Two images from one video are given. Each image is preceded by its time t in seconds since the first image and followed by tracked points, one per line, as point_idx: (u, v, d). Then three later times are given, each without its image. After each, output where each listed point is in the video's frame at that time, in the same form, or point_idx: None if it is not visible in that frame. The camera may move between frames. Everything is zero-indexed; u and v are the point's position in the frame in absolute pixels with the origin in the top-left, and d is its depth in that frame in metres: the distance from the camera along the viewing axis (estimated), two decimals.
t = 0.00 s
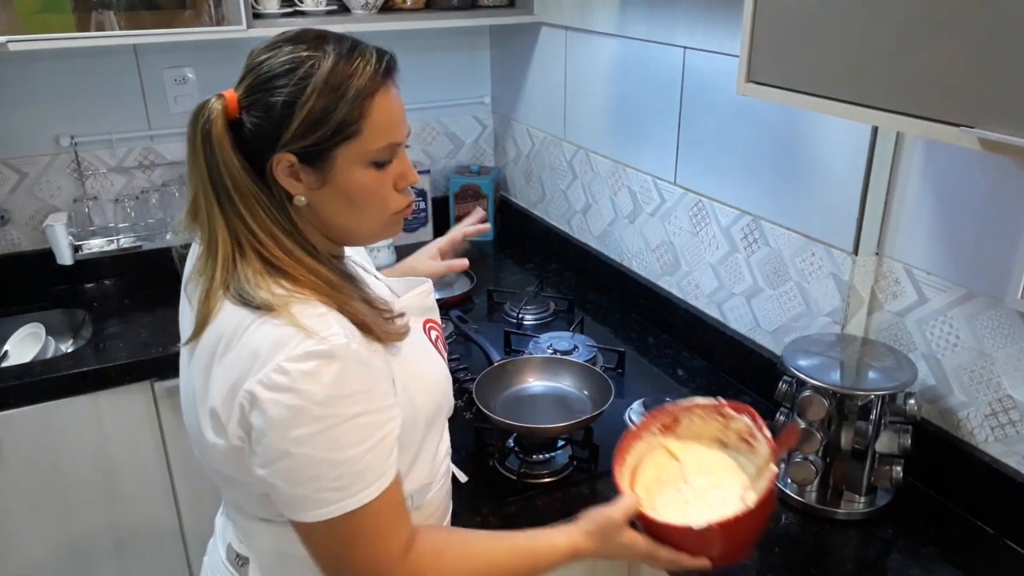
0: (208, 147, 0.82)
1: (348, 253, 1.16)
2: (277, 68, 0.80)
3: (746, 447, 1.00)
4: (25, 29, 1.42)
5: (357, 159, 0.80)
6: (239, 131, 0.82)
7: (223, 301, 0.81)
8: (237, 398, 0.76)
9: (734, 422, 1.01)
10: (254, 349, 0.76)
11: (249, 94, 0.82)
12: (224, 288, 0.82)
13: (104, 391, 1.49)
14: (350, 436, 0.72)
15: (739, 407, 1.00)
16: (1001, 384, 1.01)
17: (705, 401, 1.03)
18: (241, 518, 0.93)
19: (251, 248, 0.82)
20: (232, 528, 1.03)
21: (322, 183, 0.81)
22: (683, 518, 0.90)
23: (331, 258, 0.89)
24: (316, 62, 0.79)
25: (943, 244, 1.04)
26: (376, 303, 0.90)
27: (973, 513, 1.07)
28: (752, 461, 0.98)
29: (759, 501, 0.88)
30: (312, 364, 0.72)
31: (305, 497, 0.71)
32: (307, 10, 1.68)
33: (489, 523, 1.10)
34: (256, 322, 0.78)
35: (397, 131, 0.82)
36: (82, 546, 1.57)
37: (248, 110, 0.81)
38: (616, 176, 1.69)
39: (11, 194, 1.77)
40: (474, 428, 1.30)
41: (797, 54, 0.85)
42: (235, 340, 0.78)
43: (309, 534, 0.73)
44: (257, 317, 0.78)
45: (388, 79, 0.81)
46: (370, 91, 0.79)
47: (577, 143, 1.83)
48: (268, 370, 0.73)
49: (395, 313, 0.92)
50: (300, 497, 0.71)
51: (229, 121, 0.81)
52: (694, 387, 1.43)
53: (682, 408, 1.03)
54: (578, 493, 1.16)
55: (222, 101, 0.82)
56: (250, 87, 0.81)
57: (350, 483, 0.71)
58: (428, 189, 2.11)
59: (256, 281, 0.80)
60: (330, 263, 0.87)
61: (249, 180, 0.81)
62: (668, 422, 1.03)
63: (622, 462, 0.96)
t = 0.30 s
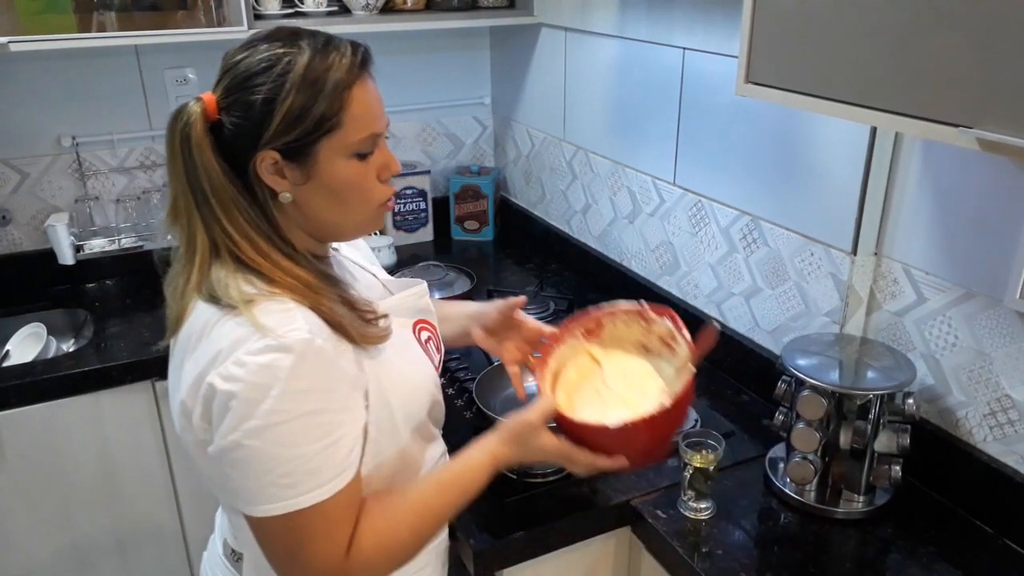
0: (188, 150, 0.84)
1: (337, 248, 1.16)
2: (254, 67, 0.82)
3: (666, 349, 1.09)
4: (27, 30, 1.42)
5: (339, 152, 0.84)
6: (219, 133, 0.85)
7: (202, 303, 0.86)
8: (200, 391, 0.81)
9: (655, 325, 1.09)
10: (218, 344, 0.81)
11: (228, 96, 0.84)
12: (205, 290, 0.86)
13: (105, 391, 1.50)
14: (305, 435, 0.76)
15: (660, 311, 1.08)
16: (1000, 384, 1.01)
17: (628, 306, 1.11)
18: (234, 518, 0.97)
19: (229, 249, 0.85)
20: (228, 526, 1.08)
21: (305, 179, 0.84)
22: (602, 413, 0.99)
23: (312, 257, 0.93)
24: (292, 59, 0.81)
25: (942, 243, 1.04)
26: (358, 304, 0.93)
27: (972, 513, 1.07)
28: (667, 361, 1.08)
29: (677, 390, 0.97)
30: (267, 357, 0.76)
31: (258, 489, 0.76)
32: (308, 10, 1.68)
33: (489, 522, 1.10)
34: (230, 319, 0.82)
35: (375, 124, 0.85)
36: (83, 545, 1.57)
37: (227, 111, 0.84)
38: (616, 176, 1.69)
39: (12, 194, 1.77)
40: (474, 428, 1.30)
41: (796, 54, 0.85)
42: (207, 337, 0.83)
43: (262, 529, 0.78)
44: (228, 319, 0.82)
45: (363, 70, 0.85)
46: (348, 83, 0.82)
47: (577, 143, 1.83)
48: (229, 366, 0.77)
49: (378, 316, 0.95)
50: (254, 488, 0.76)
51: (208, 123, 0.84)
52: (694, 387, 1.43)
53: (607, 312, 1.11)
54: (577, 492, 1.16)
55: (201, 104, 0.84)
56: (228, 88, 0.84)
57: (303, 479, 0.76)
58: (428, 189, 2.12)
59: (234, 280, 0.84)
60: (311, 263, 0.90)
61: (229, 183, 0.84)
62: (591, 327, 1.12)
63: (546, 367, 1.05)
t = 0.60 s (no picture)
0: (164, 150, 0.85)
1: (331, 248, 1.16)
2: (226, 65, 0.83)
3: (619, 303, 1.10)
4: (32, 31, 1.43)
5: (312, 148, 0.84)
6: (195, 132, 0.86)
7: (180, 304, 0.87)
8: (179, 392, 0.82)
9: (606, 280, 1.11)
10: (197, 342, 0.82)
11: (202, 95, 0.85)
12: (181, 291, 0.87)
13: (106, 391, 1.50)
14: (281, 431, 0.77)
15: (609, 264, 1.10)
16: (999, 383, 1.02)
17: (579, 266, 1.12)
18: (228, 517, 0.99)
19: (203, 248, 0.86)
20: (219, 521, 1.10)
21: (281, 175, 0.85)
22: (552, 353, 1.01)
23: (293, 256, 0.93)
24: (263, 55, 0.82)
25: (941, 243, 1.05)
26: (338, 304, 0.94)
27: (972, 512, 1.07)
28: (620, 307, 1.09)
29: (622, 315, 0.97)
30: (241, 357, 0.77)
31: (243, 489, 0.76)
32: (308, 11, 1.68)
33: (488, 521, 1.11)
34: (202, 320, 0.83)
35: (350, 119, 0.86)
36: (83, 545, 1.57)
37: (202, 111, 0.85)
38: (616, 176, 1.70)
39: (13, 194, 1.78)
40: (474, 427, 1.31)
41: (795, 55, 0.86)
42: (184, 338, 0.84)
43: (251, 527, 0.78)
44: (202, 319, 0.83)
45: (335, 65, 0.85)
46: (319, 78, 0.83)
47: (577, 143, 1.83)
48: (206, 365, 0.78)
49: (360, 316, 0.96)
50: (238, 488, 0.76)
51: (185, 123, 0.85)
52: (693, 387, 1.44)
53: (560, 273, 1.13)
54: (577, 492, 1.16)
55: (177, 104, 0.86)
56: (202, 87, 0.85)
57: (287, 477, 0.76)
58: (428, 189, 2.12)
59: (211, 279, 0.85)
60: (289, 261, 0.91)
61: (203, 182, 0.85)
62: (549, 291, 1.13)
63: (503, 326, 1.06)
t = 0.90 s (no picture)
0: (155, 154, 0.85)
1: (326, 246, 1.16)
2: (219, 69, 0.83)
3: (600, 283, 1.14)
4: (32, 31, 1.43)
5: (307, 151, 0.84)
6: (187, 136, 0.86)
7: (173, 299, 0.87)
8: (173, 386, 0.82)
9: (585, 263, 1.15)
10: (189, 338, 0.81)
11: (194, 99, 0.85)
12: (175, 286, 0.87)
13: (106, 391, 1.50)
14: (274, 419, 0.77)
15: (586, 247, 1.15)
16: (999, 384, 1.02)
17: (558, 255, 1.18)
18: (225, 516, 0.99)
19: (197, 249, 0.86)
20: (217, 521, 1.10)
21: (275, 179, 0.85)
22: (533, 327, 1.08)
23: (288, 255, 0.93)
24: (256, 59, 0.82)
25: (941, 241, 1.05)
26: (334, 301, 0.94)
27: (972, 512, 1.07)
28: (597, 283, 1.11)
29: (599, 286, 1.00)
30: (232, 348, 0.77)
31: (239, 480, 0.76)
32: (308, 11, 1.68)
33: (488, 521, 1.11)
34: (195, 315, 0.83)
35: (343, 121, 0.86)
36: (83, 545, 1.57)
37: (194, 115, 0.85)
38: (616, 176, 1.70)
39: (13, 194, 1.78)
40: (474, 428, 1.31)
41: (795, 55, 0.86)
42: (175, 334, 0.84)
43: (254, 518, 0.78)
44: (192, 314, 0.83)
45: (327, 68, 0.85)
46: (313, 82, 0.83)
47: (577, 143, 1.83)
48: (197, 358, 0.79)
49: (356, 313, 0.96)
50: (235, 479, 0.76)
51: (176, 126, 0.85)
52: (693, 387, 1.44)
53: (542, 266, 1.20)
54: (577, 492, 1.16)
55: (169, 107, 0.85)
56: (194, 91, 0.85)
57: (279, 465, 0.76)
58: (428, 189, 2.12)
59: (204, 276, 0.85)
60: (285, 261, 0.91)
61: (195, 185, 0.85)
62: (534, 284, 1.21)
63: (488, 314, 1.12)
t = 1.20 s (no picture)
0: (151, 156, 0.85)
1: (323, 246, 1.17)
2: (219, 74, 0.83)
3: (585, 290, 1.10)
4: (33, 32, 1.43)
5: (306, 157, 0.84)
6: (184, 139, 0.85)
7: (162, 301, 0.87)
8: (177, 386, 0.83)
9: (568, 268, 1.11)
10: (181, 337, 0.82)
11: (192, 103, 0.85)
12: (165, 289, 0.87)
13: (107, 391, 1.50)
14: (289, 376, 0.77)
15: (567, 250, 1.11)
16: (998, 383, 1.02)
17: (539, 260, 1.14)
18: (226, 515, 0.99)
19: (189, 251, 0.86)
20: (218, 521, 1.10)
21: (272, 184, 0.85)
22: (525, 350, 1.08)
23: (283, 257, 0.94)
24: (256, 64, 0.82)
25: (941, 239, 1.05)
26: (332, 296, 0.95)
27: (971, 511, 1.07)
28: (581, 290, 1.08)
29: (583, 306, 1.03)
30: (230, 331, 0.79)
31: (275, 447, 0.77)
32: (309, 11, 1.68)
33: (489, 521, 1.11)
34: (183, 313, 0.83)
35: (341, 127, 0.86)
36: (83, 545, 1.57)
37: (192, 118, 0.85)
38: (616, 176, 1.70)
39: (14, 194, 1.78)
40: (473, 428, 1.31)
41: (795, 55, 0.86)
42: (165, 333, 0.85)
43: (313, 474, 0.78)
44: (183, 312, 0.83)
45: (327, 73, 0.85)
46: (314, 88, 0.83)
47: (577, 143, 1.84)
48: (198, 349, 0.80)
49: (354, 308, 0.97)
50: (278, 447, 0.77)
51: (172, 128, 0.85)
52: (693, 387, 1.44)
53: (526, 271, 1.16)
54: (577, 491, 1.16)
55: (166, 110, 0.85)
56: (193, 94, 0.84)
57: (315, 412, 0.76)
58: (428, 189, 2.13)
59: (194, 276, 0.85)
60: (281, 262, 0.91)
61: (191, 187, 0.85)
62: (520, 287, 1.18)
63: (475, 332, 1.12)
